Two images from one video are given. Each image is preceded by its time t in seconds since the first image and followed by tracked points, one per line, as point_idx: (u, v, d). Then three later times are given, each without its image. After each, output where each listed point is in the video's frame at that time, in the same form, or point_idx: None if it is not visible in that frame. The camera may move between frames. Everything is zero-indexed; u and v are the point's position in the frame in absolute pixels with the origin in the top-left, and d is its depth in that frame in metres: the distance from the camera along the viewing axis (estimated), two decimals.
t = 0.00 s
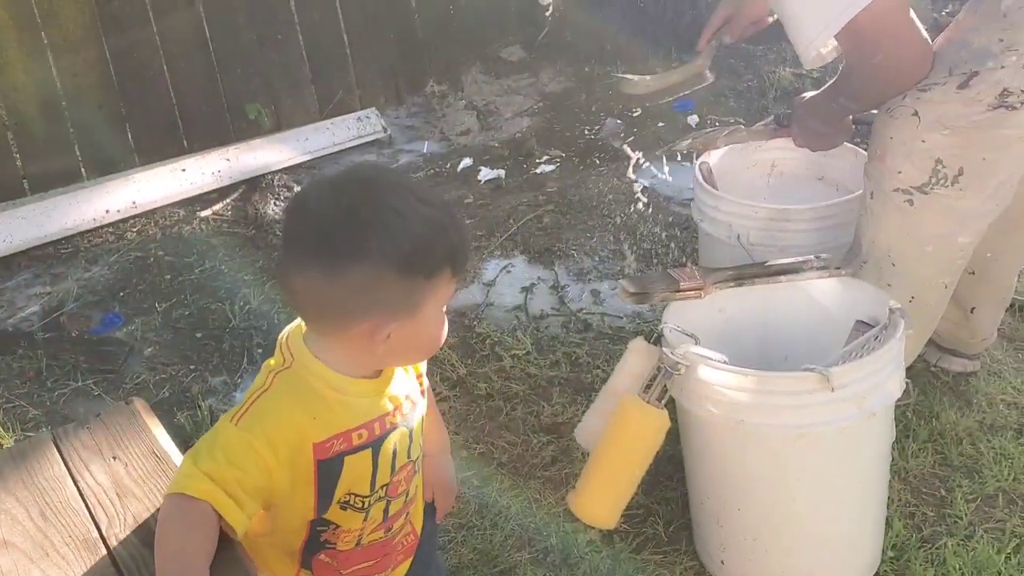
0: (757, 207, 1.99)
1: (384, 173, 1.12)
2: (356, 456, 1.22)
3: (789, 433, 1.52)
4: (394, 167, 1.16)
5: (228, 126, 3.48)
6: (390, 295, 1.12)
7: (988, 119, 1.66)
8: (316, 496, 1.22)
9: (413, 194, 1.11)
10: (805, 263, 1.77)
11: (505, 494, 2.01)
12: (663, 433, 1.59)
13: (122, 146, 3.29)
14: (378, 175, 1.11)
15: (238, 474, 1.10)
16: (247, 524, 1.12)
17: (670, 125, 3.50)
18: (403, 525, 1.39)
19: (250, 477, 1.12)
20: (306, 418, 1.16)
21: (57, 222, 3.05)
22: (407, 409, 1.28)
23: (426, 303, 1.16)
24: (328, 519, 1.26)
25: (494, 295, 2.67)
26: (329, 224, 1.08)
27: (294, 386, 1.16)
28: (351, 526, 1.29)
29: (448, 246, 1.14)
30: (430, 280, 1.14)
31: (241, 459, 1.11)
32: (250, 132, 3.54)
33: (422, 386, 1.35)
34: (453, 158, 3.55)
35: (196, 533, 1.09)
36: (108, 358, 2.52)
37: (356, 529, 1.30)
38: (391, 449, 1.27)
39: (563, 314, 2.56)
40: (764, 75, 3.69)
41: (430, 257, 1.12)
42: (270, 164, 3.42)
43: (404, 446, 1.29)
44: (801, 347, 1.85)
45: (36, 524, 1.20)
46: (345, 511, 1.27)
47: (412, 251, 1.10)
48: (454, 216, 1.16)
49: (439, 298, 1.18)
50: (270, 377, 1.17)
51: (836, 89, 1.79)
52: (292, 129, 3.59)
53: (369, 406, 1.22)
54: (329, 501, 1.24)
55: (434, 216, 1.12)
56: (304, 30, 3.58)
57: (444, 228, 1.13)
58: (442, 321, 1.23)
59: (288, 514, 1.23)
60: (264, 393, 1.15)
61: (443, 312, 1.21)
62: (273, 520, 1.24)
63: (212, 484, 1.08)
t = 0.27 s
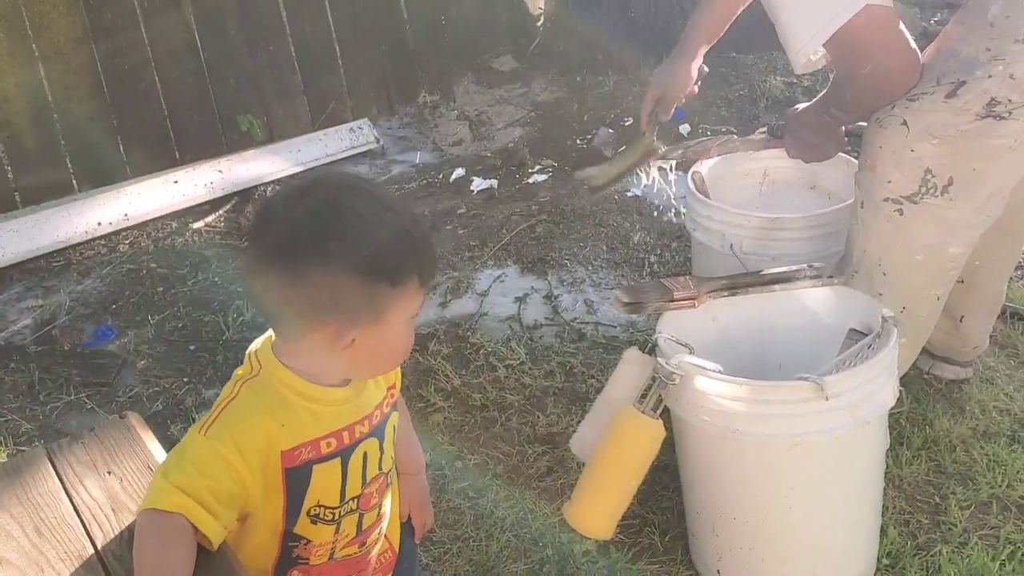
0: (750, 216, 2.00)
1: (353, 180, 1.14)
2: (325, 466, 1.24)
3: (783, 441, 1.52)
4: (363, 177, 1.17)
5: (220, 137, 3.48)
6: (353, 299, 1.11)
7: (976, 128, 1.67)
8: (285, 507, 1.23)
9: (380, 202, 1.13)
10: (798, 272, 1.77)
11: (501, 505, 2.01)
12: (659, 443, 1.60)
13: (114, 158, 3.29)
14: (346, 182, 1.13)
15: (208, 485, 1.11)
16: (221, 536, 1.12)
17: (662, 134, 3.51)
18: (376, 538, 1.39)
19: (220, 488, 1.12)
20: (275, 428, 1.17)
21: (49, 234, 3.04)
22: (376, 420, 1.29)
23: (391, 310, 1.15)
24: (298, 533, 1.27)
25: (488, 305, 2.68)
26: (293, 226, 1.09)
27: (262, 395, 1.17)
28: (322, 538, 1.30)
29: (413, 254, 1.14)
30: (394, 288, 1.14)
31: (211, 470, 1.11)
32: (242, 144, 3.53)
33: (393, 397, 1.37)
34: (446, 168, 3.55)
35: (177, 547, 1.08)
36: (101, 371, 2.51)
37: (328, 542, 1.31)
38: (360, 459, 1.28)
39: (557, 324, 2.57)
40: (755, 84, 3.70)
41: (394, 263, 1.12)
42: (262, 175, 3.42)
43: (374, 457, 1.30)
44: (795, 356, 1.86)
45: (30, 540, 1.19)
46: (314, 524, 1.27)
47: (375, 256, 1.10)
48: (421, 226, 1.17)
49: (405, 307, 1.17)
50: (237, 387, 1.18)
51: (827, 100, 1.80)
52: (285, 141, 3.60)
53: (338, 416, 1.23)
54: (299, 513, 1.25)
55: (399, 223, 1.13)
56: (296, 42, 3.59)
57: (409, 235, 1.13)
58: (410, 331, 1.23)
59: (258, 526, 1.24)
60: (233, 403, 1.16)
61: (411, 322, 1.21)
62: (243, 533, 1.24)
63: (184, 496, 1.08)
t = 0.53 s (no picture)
0: (746, 226, 2.01)
1: (344, 189, 1.15)
2: (314, 472, 1.23)
3: (781, 450, 1.53)
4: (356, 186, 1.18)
5: (215, 148, 3.49)
6: (342, 308, 1.12)
7: (972, 136, 1.68)
8: (277, 515, 1.23)
9: (371, 211, 1.13)
10: (795, 280, 1.78)
11: (499, 515, 2.01)
12: (656, 452, 1.60)
13: (109, 169, 3.29)
14: (337, 191, 1.14)
15: (198, 495, 1.11)
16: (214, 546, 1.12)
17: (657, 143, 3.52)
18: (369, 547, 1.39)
19: (211, 498, 1.12)
20: (263, 436, 1.17)
21: (44, 245, 3.04)
22: (365, 426, 1.29)
23: (379, 319, 1.15)
24: (291, 541, 1.27)
25: (484, 315, 2.68)
26: (283, 234, 1.10)
27: (249, 404, 1.17)
28: (315, 546, 1.29)
29: (402, 265, 1.14)
30: (382, 298, 1.14)
31: (200, 480, 1.12)
32: (238, 154, 3.54)
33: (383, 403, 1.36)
34: (442, 178, 3.56)
35: (170, 558, 1.08)
36: (97, 382, 2.50)
37: (320, 550, 1.30)
38: (350, 466, 1.27)
39: (554, 333, 2.57)
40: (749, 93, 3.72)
41: (383, 273, 1.12)
42: (258, 186, 3.43)
43: (364, 463, 1.30)
44: (792, 364, 1.86)
45: (29, 551, 1.19)
46: (307, 532, 1.27)
47: (364, 266, 1.11)
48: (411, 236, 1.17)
49: (394, 316, 1.17)
50: (225, 396, 1.18)
51: (821, 111, 1.82)
52: (281, 151, 3.61)
53: (326, 422, 1.23)
54: (291, 521, 1.25)
55: (388, 234, 1.13)
56: (291, 53, 3.60)
57: (399, 246, 1.14)
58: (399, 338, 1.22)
59: (251, 535, 1.24)
60: (220, 412, 1.16)
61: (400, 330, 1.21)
62: (235, 543, 1.24)
63: (176, 508, 1.09)
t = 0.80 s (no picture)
0: (739, 234, 2.03)
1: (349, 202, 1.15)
2: (311, 480, 1.24)
3: (776, 458, 1.53)
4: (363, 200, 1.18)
5: (210, 158, 3.49)
6: (346, 319, 1.12)
7: (960, 145, 1.69)
8: (274, 523, 1.23)
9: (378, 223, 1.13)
10: (788, 289, 1.79)
11: (494, 525, 2.01)
12: (653, 461, 1.60)
13: (104, 180, 3.29)
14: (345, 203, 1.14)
15: (199, 502, 1.11)
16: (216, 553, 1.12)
17: (651, 152, 3.54)
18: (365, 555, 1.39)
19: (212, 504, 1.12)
20: (262, 442, 1.17)
21: (39, 256, 3.03)
22: (361, 434, 1.30)
23: (379, 331, 1.16)
24: (287, 550, 1.27)
25: (480, 324, 2.68)
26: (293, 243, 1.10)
27: (247, 412, 1.17)
28: (311, 555, 1.29)
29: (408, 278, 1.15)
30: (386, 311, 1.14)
31: (201, 487, 1.12)
32: (232, 164, 3.54)
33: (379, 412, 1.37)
34: (436, 187, 3.57)
35: (171, 566, 1.08)
36: (92, 393, 2.50)
37: (316, 558, 1.31)
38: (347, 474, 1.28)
39: (549, 342, 2.58)
40: (742, 102, 3.74)
41: (387, 286, 1.13)
42: (253, 196, 3.43)
43: (361, 471, 1.31)
44: (786, 372, 1.87)
45: (26, 565, 1.19)
46: (303, 541, 1.27)
47: (370, 278, 1.11)
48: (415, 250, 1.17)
49: (396, 328, 1.18)
50: (223, 404, 1.19)
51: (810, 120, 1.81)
52: (277, 161, 3.61)
53: (323, 430, 1.23)
54: (288, 529, 1.25)
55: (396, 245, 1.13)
56: (285, 62, 3.61)
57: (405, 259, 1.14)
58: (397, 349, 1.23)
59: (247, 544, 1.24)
60: (218, 420, 1.17)
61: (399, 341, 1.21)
62: (231, 551, 1.24)
63: (176, 515, 1.09)
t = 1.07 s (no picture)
0: (732, 239, 2.03)
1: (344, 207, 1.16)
2: (300, 486, 1.23)
3: (770, 462, 1.54)
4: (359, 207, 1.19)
5: (203, 166, 3.49)
6: (339, 326, 1.12)
7: (946, 150, 1.70)
8: (263, 529, 1.23)
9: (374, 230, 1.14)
10: (781, 294, 1.78)
11: (489, 531, 2.01)
12: (645, 467, 1.61)
13: (97, 188, 3.28)
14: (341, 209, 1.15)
15: (185, 505, 1.11)
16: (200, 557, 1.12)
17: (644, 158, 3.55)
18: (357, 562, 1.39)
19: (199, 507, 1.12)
20: (251, 447, 1.17)
21: (32, 264, 3.03)
22: (355, 441, 1.30)
23: (372, 339, 1.16)
24: (278, 555, 1.27)
25: (474, 330, 2.68)
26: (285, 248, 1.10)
27: (237, 416, 1.17)
28: (301, 561, 1.30)
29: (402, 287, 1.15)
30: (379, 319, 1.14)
31: (188, 489, 1.12)
32: (226, 172, 3.54)
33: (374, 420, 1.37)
34: (430, 194, 3.57)
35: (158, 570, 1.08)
36: (85, 401, 2.49)
37: (307, 565, 1.31)
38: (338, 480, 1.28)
39: (543, 347, 2.58)
40: (734, 108, 3.75)
41: (381, 295, 1.13)
42: (247, 204, 3.42)
43: (353, 478, 1.30)
44: (780, 376, 1.87)
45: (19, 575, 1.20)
46: (293, 547, 1.27)
47: (364, 286, 1.11)
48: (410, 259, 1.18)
49: (388, 338, 1.18)
50: (214, 408, 1.19)
51: (800, 124, 1.81)
52: (271, 168, 3.61)
53: (313, 436, 1.23)
54: (278, 535, 1.25)
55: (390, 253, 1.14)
56: (278, 70, 3.61)
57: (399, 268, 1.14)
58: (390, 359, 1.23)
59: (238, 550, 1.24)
60: (208, 424, 1.17)
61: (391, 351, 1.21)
62: (221, 556, 1.24)
63: (160, 517, 1.08)
